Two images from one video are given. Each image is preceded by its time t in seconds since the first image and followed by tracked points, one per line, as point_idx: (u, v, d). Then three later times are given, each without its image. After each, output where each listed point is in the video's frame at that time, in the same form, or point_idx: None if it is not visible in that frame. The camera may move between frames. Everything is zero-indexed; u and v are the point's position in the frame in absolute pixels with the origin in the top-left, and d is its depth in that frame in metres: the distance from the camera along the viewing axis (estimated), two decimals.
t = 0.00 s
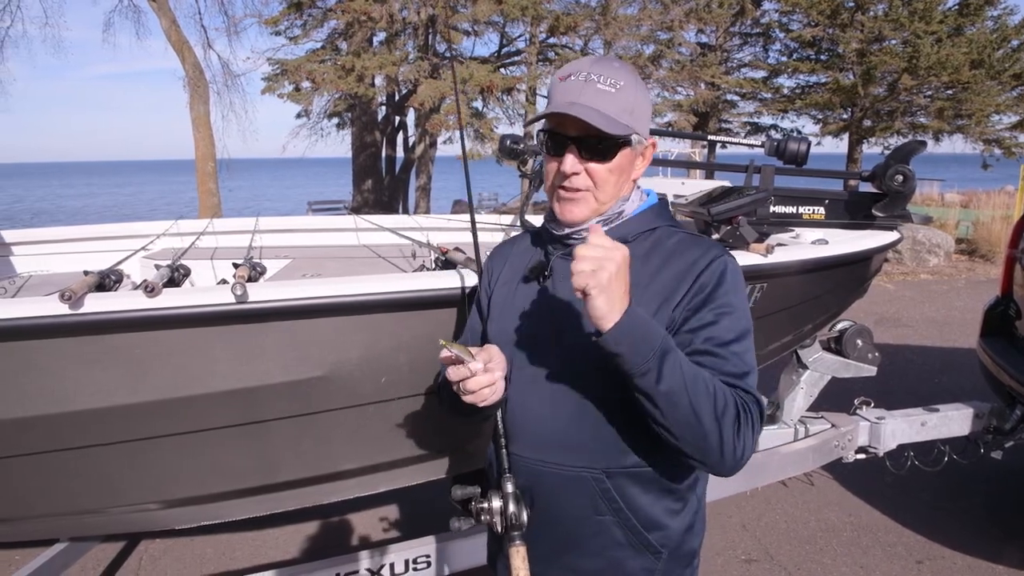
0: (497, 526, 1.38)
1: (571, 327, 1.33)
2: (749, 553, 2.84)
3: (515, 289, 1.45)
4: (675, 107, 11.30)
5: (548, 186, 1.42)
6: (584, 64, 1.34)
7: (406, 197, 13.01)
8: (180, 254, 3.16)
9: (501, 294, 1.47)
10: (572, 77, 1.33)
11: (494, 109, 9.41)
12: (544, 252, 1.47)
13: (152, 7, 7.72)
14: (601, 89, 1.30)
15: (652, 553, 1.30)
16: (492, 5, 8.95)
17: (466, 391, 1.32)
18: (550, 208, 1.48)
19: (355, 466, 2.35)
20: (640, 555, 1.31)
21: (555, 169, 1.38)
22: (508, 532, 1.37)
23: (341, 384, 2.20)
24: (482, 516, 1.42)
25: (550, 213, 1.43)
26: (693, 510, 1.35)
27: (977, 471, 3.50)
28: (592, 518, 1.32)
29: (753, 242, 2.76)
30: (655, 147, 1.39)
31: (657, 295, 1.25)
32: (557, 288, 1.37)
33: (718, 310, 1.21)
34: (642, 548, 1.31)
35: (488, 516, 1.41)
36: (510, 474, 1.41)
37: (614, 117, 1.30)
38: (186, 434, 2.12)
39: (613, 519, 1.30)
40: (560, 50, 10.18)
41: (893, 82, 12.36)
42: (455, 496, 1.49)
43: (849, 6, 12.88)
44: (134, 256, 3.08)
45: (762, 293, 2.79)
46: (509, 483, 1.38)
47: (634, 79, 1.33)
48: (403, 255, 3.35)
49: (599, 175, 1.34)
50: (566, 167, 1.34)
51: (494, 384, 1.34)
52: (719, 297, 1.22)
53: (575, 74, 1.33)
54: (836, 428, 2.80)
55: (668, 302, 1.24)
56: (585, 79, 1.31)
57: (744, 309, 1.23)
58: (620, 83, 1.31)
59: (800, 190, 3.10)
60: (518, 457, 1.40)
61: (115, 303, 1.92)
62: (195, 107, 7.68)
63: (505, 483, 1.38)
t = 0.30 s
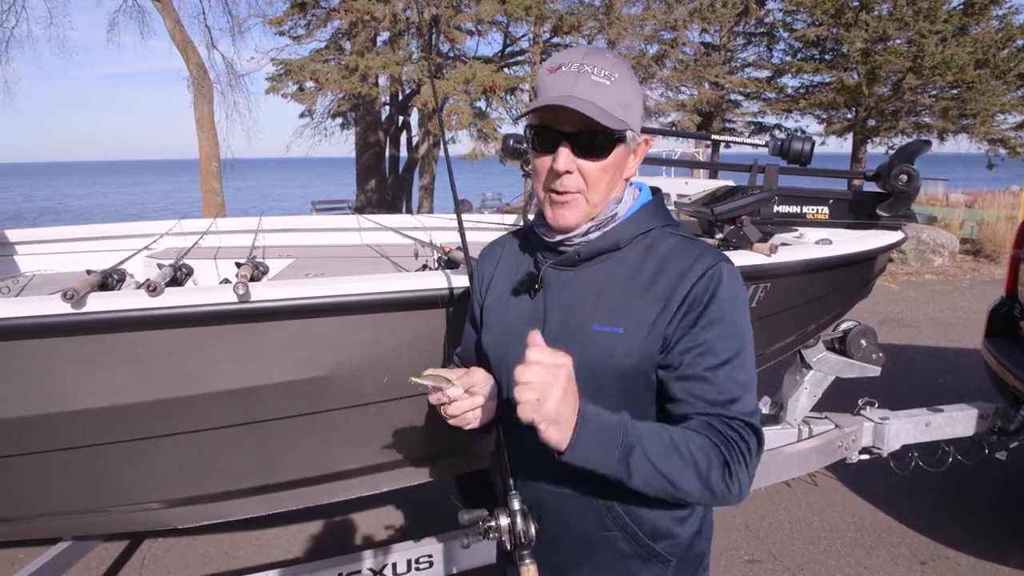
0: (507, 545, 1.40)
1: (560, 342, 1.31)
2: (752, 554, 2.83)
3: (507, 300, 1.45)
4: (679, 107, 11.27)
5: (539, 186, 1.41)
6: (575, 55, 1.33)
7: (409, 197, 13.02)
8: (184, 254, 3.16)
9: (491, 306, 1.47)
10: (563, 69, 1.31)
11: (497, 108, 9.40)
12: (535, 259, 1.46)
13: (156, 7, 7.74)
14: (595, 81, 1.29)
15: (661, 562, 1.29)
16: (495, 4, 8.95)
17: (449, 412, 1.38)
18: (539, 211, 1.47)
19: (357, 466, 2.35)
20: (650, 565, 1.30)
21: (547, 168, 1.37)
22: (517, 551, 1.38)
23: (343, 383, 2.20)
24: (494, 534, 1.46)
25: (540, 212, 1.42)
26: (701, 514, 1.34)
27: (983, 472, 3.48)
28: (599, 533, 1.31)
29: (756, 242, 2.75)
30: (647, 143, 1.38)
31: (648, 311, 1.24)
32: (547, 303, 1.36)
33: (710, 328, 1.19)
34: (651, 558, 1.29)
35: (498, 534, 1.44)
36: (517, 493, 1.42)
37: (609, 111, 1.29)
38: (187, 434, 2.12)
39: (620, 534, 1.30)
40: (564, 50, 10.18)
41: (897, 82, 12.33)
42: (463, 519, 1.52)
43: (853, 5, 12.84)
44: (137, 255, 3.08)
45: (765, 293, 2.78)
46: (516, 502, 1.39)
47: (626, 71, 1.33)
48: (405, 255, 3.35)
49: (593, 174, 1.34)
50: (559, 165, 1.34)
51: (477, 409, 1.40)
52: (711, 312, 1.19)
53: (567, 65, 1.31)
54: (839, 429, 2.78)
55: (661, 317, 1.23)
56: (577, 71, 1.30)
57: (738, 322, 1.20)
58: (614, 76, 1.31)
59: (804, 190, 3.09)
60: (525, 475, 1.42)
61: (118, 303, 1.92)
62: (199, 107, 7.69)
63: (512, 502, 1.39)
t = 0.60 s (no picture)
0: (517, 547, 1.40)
1: (580, 347, 1.31)
2: (757, 555, 2.82)
3: (524, 301, 1.44)
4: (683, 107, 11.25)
5: (562, 187, 1.40)
6: (604, 55, 1.32)
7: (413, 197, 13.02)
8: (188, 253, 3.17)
9: (505, 306, 1.46)
10: (591, 67, 1.30)
11: (501, 108, 9.40)
12: (552, 261, 1.45)
13: (161, 7, 7.76)
14: (624, 81, 1.29)
15: (674, 566, 1.30)
16: (499, 4, 8.95)
17: (460, 417, 1.48)
18: (560, 211, 1.46)
19: (362, 466, 2.35)
20: (663, 568, 1.31)
21: (572, 169, 1.36)
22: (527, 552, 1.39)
23: (347, 383, 2.20)
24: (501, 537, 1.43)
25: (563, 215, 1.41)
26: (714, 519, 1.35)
27: (989, 473, 3.47)
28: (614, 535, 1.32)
29: (761, 242, 2.75)
30: (672, 146, 1.38)
31: (673, 323, 1.23)
32: (567, 307, 1.35)
33: (737, 346, 1.17)
34: (664, 561, 1.31)
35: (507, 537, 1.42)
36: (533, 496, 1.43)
37: (638, 112, 1.29)
38: (191, 433, 2.12)
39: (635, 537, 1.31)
40: (568, 50, 10.17)
41: (902, 82, 12.30)
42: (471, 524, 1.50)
43: (858, 5, 12.81)
44: (141, 255, 3.08)
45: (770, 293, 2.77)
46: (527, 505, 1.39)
47: (654, 72, 1.33)
48: (409, 254, 3.35)
49: (621, 176, 1.33)
50: (587, 166, 1.32)
51: (487, 417, 1.48)
52: (740, 327, 1.18)
53: (595, 63, 1.31)
54: (845, 429, 2.77)
55: (686, 331, 1.22)
56: (606, 70, 1.29)
57: (766, 336, 1.19)
58: (643, 76, 1.30)
59: (809, 190, 3.09)
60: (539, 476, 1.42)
61: (121, 302, 1.92)
62: (204, 107, 7.70)
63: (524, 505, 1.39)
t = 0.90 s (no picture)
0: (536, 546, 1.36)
1: (604, 340, 1.31)
2: (760, 556, 2.81)
3: (541, 295, 1.42)
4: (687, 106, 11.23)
5: (585, 184, 1.39)
6: (636, 56, 1.31)
7: (417, 196, 13.02)
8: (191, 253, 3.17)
9: (520, 300, 1.44)
10: (623, 67, 1.29)
11: (505, 108, 9.39)
12: (568, 254, 1.44)
13: (166, 7, 7.76)
14: (657, 84, 1.28)
15: (686, 563, 1.30)
16: (503, 4, 8.94)
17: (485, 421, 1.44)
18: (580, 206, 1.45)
19: (366, 466, 2.35)
20: (675, 566, 1.30)
21: (597, 167, 1.36)
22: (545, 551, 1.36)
23: (351, 384, 2.19)
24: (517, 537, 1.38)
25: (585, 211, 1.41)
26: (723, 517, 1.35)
27: (994, 474, 3.46)
28: (629, 532, 1.31)
29: (765, 242, 2.74)
30: (696, 147, 1.38)
31: (698, 315, 1.25)
32: (590, 300, 1.35)
33: (762, 338, 1.21)
34: (677, 559, 1.30)
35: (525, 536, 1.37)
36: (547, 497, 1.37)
37: (668, 116, 1.28)
38: (195, 434, 2.12)
39: (650, 535, 1.30)
40: (572, 50, 10.16)
41: (907, 81, 12.27)
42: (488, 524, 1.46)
43: (863, 4, 12.76)
44: (144, 255, 3.09)
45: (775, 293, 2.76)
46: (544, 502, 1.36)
47: (684, 75, 1.33)
48: (412, 254, 3.35)
49: (646, 177, 1.32)
50: (613, 166, 1.32)
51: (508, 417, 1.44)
52: (764, 320, 1.21)
53: (627, 64, 1.30)
54: (849, 430, 2.76)
55: (711, 323, 1.24)
56: (638, 72, 1.28)
57: (786, 331, 1.23)
58: (674, 80, 1.30)
59: (814, 190, 3.08)
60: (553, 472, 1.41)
61: (124, 302, 1.92)
62: (208, 107, 7.71)
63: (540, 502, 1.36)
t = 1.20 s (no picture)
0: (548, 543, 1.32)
1: (610, 333, 1.31)
2: (765, 557, 2.80)
3: (548, 290, 1.41)
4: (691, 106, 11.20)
5: (588, 185, 1.38)
6: (643, 60, 1.30)
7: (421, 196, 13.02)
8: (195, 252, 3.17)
9: (526, 298, 1.42)
10: (631, 72, 1.28)
11: (509, 108, 9.38)
12: (574, 251, 1.43)
13: (171, 7, 7.78)
14: (661, 89, 1.27)
15: (694, 559, 1.30)
16: (507, 4, 8.93)
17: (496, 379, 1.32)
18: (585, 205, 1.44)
19: (368, 466, 2.34)
20: (684, 562, 1.30)
21: (600, 169, 1.35)
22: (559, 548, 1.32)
23: (353, 383, 2.19)
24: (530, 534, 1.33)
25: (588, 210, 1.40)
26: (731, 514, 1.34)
27: (999, 475, 3.44)
28: (638, 527, 1.29)
29: (770, 242, 2.73)
30: (701, 150, 1.37)
31: (703, 307, 1.25)
32: (596, 293, 1.34)
33: (764, 327, 1.21)
34: (685, 555, 1.30)
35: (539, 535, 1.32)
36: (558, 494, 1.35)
37: (671, 122, 1.28)
38: (196, 433, 2.12)
39: (659, 529, 1.29)
40: (576, 50, 10.14)
41: (912, 81, 12.23)
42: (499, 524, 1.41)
43: (868, 4, 12.71)
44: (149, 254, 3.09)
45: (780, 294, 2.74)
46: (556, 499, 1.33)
47: (691, 80, 1.31)
48: (415, 254, 3.34)
49: (648, 180, 1.32)
50: (615, 169, 1.32)
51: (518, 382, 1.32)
52: (764, 309, 1.21)
53: (634, 68, 1.29)
54: (854, 431, 2.74)
55: (714, 314, 1.24)
56: (645, 77, 1.27)
57: (786, 320, 1.24)
58: (680, 85, 1.29)
59: (819, 189, 3.06)
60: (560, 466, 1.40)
61: (126, 302, 1.92)
62: (213, 107, 7.72)
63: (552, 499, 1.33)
